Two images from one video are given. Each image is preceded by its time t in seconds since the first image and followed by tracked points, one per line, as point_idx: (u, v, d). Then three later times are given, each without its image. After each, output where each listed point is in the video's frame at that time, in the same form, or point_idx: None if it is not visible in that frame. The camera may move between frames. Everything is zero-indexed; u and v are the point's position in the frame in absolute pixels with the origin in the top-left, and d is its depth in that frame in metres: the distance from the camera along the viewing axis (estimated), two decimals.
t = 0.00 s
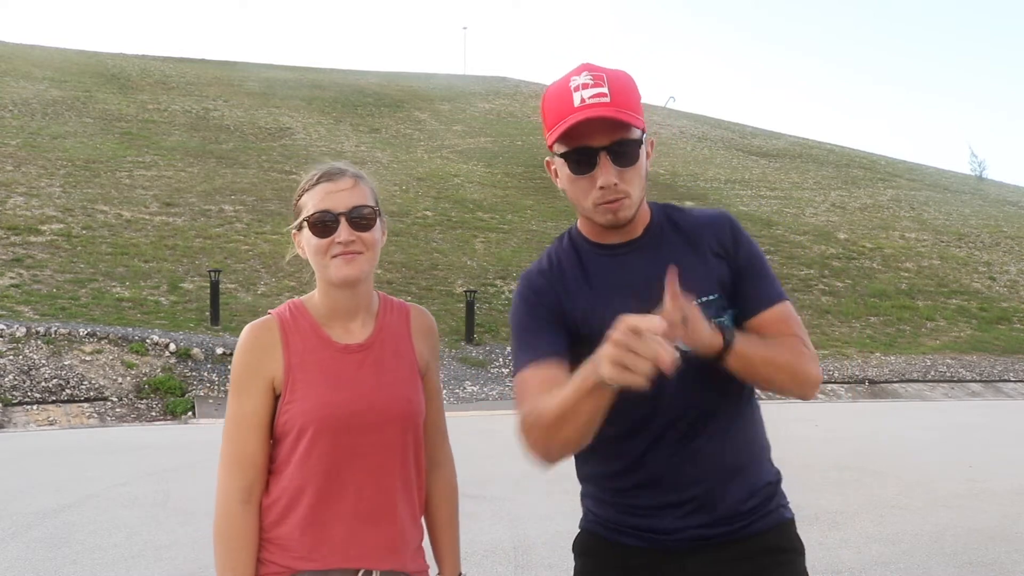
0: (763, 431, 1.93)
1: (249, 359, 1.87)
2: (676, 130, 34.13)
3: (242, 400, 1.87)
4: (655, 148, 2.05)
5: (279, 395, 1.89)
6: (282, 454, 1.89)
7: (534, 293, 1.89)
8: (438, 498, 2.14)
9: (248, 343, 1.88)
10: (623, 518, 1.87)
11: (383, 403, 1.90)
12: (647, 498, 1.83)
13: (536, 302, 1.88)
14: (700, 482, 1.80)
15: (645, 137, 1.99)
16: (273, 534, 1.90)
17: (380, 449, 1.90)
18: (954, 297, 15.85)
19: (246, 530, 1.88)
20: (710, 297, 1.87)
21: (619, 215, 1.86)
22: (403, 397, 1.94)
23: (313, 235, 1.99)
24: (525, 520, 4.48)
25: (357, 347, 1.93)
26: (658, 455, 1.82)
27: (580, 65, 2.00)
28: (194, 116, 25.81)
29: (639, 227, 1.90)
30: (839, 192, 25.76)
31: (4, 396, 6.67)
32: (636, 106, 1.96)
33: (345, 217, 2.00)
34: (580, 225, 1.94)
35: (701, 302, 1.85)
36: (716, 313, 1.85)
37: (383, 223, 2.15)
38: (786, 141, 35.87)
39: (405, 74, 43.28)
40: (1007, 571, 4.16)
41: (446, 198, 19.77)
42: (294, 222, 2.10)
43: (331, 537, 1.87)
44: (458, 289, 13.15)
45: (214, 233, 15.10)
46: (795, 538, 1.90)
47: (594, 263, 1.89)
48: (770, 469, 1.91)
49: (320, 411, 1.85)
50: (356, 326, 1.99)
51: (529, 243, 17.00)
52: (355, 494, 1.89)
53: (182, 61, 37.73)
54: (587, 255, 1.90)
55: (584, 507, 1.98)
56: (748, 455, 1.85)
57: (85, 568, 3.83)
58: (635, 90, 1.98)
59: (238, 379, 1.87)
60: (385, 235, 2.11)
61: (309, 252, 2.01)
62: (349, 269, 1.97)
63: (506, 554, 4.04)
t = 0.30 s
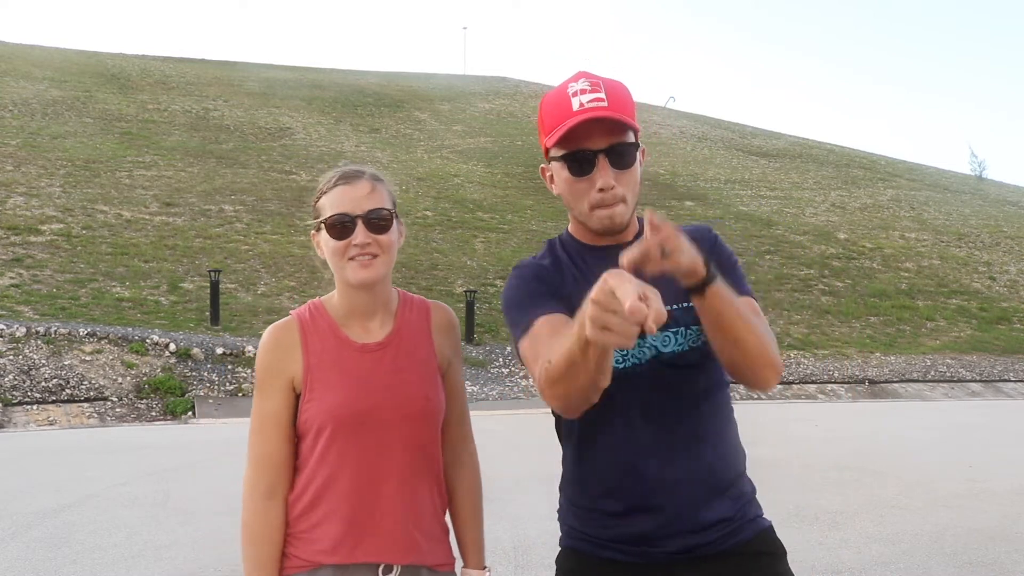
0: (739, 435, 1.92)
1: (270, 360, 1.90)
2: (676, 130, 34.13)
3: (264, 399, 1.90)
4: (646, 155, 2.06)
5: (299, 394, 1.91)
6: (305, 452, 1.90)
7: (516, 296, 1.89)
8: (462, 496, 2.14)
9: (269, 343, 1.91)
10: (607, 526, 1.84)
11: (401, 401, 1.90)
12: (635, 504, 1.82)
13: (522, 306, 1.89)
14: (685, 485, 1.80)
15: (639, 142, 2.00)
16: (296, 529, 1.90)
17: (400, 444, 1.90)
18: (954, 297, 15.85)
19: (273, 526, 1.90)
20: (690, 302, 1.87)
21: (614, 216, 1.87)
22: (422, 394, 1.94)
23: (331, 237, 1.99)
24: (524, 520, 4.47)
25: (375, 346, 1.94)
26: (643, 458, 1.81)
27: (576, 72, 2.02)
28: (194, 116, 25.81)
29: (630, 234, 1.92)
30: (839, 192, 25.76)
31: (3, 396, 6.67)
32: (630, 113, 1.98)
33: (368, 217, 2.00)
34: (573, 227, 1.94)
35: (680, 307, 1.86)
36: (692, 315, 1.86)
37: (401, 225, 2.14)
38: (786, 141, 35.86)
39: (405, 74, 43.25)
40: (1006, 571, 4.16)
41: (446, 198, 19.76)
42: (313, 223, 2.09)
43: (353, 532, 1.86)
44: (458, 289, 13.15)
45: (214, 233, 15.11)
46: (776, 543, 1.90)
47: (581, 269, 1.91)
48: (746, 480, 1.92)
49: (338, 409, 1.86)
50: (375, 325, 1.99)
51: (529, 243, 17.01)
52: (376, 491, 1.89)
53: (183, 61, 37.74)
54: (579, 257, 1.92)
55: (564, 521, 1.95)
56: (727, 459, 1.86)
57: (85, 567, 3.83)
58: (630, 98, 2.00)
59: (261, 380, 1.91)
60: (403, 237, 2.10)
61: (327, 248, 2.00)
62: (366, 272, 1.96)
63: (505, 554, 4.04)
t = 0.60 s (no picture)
0: (734, 438, 1.93)
1: (281, 349, 1.93)
2: (676, 130, 34.13)
3: (273, 386, 1.95)
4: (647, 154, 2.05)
5: (306, 385, 1.94)
6: (311, 445, 1.91)
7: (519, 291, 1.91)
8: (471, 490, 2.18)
9: (281, 334, 1.94)
10: (602, 528, 1.85)
11: (409, 399, 1.89)
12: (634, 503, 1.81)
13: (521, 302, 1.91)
14: (686, 483, 1.80)
15: (637, 142, 1.98)
16: (300, 523, 1.91)
17: (407, 441, 1.90)
18: (954, 297, 15.85)
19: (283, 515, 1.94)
20: (685, 300, 1.89)
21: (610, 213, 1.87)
22: (432, 392, 1.93)
23: (350, 235, 1.98)
24: (525, 521, 4.47)
25: (388, 342, 1.93)
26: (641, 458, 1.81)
27: (576, 71, 2.01)
28: (194, 116, 25.81)
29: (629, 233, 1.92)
30: (839, 192, 25.76)
31: (3, 396, 6.67)
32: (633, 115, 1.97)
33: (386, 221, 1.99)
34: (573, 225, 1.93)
35: (676, 305, 1.87)
36: (688, 315, 1.87)
37: (419, 226, 2.13)
38: (786, 141, 35.85)
39: (405, 73, 43.26)
40: (1006, 571, 4.15)
41: (446, 198, 19.77)
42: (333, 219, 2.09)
43: (356, 529, 1.86)
44: (458, 289, 13.15)
45: (214, 233, 15.11)
46: (773, 548, 1.90)
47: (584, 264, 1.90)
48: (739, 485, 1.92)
49: (345, 402, 1.86)
50: (388, 323, 1.97)
51: (529, 243, 17.02)
52: (380, 488, 1.88)
53: (183, 61, 37.73)
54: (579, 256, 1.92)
55: (555, 522, 1.94)
56: (720, 463, 1.86)
57: (86, 567, 3.83)
58: (629, 97, 1.99)
59: (271, 369, 1.95)
60: (419, 238, 2.09)
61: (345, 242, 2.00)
62: (381, 274, 1.95)
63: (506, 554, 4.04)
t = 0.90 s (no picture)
0: (738, 435, 1.92)
1: (268, 344, 1.92)
2: (676, 130, 34.14)
3: (258, 381, 1.95)
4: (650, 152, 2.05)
5: (293, 383, 1.93)
6: (297, 443, 1.90)
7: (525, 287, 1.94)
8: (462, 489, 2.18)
9: (271, 329, 1.93)
10: (599, 525, 1.86)
11: (397, 400, 1.89)
12: (625, 500, 1.82)
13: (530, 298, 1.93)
14: (684, 481, 1.80)
15: (640, 140, 1.98)
16: (281, 524, 1.90)
17: (395, 445, 1.89)
18: (954, 297, 15.85)
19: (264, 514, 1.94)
20: (685, 298, 1.87)
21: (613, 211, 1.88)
22: (422, 395, 1.92)
23: (344, 232, 1.99)
24: (525, 521, 4.47)
25: (377, 342, 1.92)
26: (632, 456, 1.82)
27: (577, 70, 2.01)
28: (194, 116, 25.81)
29: (632, 228, 1.92)
30: (839, 192, 25.76)
31: (4, 396, 6.67)
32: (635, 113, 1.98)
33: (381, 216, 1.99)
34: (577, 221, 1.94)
35: (677, 301, 1.86)
36: (688, 312, 1.86)
37: (415, 224, 2.14)
38: (786, 141, 35.86)
39: (405, 73, 43.26)
40: (1007, 571, 4.16)
41: (446, 198, 19.77)
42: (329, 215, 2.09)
43: (341, 531, 1.86)
44: (458, 289, 13.16)
45: (214, 233, 15.11)
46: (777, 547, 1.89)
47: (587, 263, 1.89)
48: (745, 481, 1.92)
49: (332, 402, 1.85)
50: (379, 323, 1.97)
51: (529, 243, 17.02)
52: (364, 490, 1.88)
53: (183, 61, 37.73)
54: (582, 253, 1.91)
55: (559, 516, 1.96)
56: (725, 460, 1.86)
57: (85, 568, 3.83)
58: (632, 96, 1.99)
59: (258, 364, 1.94)
60: (415, 238, 2.10)
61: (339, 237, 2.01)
62: (374, 273, 1.95)
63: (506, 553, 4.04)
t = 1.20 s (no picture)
0: (745, 431, 1.92)
1: (242, 348, 1.92)
2: (676, 130, 34.14)
3: (232, 386, 1.94)
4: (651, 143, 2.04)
5: (267, 387, 1.92)
6: (270, 448, 1.89)
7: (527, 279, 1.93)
8: (435, 495, 2.16)
9: (243, 333, 1.92)
10: (598, 522, 1.88)
11: (373, 403, 1.89)
12: (620, 499, 1.84)
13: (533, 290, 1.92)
14: (679, 481, 1.80)
15: (641, 131, 1.97)
16: (251, 529, 1.88)
17: (368, 448, 1.88)
18: (954, 297, 15.85)
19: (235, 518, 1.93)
20: (686, 294, 1.85)
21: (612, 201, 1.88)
22: (396, 398, 1.92)
23: (318, 233, 1.98)
24: (524, 521, 4.47)
25: (353, 346, 1.92)
26: (619, 456, 1.83)
27: (575, 64, 2.01)
28: (194, 116, 25.81)
29: (634, 223, 1.91)
30: (839, 192, 25.75)
31: (3, 396, 6.67)
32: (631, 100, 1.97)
33: (356, 212, 1.99)
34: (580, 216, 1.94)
35: (677, 298, 1.84)
36: (690, 307, 1.84)
37: (390, 225, 2.14)
38: (786, 141, 35.85)
39: (405, 73, 43.26)
40: (1006, 571, 4.15)
41: (446, 198, 19.77)
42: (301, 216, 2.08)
43: (314, 535, 1.85)
44: (458, 289, 13.16)
45: (213, 233, 15.11)
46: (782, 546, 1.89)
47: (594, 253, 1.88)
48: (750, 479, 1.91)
49: (307, 406, 1.85)
50: (354, 326, 1.97)
51: (529, 243, 17.03)
52: (339, 493, 1.87)
53: (183, 61, 37.73)
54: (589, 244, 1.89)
55: (562, 510, 1.97)
56: (727, 459, 1.85)
57: (86, 567, 3.83)
58: (629, 87, 1.98)
59: (232, 368, 1.93)
60: (391, 237, 2.10)
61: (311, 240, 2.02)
62: (351, 274, 1.96)
63: (505, 554, 4.04)
